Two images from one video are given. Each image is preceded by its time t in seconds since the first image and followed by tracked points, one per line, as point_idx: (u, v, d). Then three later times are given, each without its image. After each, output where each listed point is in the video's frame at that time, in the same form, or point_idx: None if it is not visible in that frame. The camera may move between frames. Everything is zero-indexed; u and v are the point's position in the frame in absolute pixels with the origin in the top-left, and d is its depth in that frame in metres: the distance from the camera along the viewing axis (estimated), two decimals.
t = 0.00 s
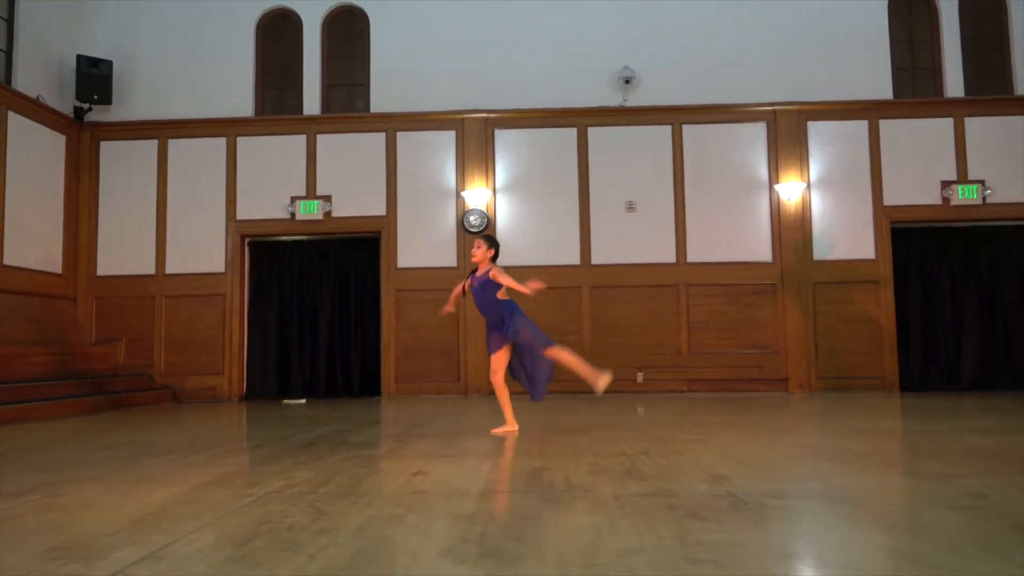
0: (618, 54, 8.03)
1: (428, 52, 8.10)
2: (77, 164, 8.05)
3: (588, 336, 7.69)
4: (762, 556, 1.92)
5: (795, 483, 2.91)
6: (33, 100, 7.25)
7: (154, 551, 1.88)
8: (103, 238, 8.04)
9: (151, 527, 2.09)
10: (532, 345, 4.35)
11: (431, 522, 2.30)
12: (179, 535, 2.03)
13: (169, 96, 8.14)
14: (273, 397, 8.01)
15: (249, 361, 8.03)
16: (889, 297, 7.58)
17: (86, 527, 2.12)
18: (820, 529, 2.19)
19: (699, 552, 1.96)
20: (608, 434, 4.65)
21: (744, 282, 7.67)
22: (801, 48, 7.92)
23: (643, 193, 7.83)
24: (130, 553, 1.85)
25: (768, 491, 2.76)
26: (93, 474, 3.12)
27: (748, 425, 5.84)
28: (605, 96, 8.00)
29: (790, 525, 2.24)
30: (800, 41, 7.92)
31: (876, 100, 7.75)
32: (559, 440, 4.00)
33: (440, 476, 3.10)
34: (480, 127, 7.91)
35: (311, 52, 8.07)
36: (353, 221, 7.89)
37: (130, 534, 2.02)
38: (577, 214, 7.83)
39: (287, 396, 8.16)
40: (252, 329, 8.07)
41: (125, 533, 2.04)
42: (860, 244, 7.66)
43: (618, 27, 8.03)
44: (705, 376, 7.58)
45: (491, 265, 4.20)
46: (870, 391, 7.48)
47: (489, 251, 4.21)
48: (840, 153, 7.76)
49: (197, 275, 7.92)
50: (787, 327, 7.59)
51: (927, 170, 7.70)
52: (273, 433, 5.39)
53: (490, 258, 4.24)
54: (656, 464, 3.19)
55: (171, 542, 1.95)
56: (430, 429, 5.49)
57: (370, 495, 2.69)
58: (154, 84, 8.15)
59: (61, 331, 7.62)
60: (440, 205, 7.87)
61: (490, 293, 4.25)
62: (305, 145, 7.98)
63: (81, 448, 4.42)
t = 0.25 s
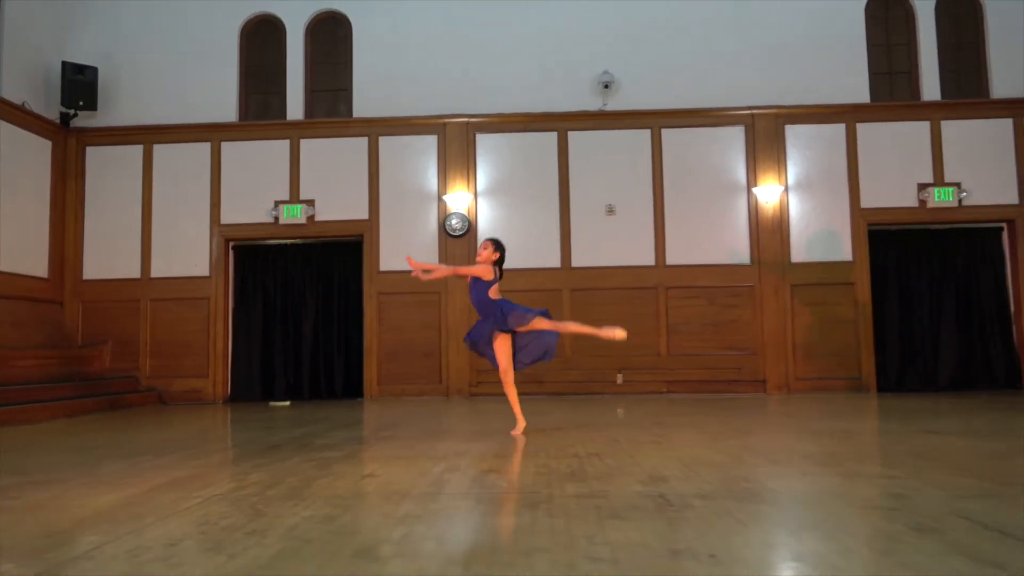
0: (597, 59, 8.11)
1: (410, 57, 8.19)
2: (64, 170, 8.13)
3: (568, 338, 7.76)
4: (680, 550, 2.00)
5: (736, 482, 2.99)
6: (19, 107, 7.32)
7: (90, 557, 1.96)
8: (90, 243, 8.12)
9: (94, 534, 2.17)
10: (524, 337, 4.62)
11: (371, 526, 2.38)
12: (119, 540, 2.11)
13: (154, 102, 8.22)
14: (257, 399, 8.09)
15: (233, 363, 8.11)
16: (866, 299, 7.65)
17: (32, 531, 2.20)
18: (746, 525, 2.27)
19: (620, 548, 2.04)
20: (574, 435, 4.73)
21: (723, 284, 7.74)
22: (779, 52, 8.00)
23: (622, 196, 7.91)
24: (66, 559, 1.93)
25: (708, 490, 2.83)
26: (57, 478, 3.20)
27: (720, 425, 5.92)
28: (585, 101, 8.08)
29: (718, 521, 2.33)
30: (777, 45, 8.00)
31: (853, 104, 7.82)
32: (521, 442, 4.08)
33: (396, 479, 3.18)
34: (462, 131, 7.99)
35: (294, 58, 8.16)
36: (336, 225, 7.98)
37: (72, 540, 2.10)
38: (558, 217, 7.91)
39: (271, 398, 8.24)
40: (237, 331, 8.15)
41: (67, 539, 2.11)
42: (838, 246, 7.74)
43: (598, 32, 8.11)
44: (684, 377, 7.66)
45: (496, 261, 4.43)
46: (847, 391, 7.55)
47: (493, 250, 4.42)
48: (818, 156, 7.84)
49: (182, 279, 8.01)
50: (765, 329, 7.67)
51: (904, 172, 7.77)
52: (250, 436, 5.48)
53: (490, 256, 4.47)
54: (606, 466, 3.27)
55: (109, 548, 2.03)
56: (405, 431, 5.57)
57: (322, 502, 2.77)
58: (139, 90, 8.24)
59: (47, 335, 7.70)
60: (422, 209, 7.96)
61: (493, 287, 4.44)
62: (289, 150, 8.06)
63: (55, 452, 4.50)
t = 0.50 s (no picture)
0: (578, 63, 8.19)
1: (393, 61, 8.26)
2: (50, 173, 8.21)
3: (548, 339, 7.84)
4: (599, 546, 2.08)
5: (680, 479, 3.07)
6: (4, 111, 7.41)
7: (31, 562, 2.04)
8: (76, 245, 8.21)
9: (41, 538, 2.25)
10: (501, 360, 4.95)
11: (316, 525, 2.47)
12: (64, 544, 2.19)
13: (140, 106, 8.31)
14: (242, 399, 8.17)
15: (218, 364, 8.20)
16: (844, 300, 7.73)
17: None
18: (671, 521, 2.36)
19: (544, 545, 2.13)
20: (541, 435, 4.81)
21: (701, 286, 7.82)
22: (758, 55, 8.08)
23: (603, 198, 7.99)
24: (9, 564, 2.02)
25: (650, 487, 2.91)
26: (21, 481, 3.28)
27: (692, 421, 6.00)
28: (566, 104, 8.15)
29: (646, 518, 2.41)
30: (756, 48, 8.08)
31: (830, 107, 7.90)
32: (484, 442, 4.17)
33: (351, 480, 3.26)
34: (444, 134, 8.07)
35: (278, 61, 8.24)
36: (319, 227, 8.06)
37: (19, 545, 2.18)
38: (540, 219, 7.99)
39: (256, 398, 8.32)
40: (222, 332, 8.24)
41: (15, 544, 2.20)
42: (816, 248, 7.82)
43: (579, 35, 8.19)
44: (663, 378, 7.74)
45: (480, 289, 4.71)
46: (824, 391, 7.63)
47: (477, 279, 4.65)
48: (796, 159, 7.91)
49: (168, 281, 8.10)
50: (743, 330, 7.75)
51: (882, 175, 7.85)
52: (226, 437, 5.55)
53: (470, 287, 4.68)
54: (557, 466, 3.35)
55: (51, 552, 2.11)
56: (380, 431, 5.65)
57: (274, 501, 2.86)
58: (125, 95, 8.32)
59: (34, 337, 7.78)
60: (404, 211, 8.04)
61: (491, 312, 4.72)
62: (273, 153, 8.14)
63: (30, 452, 4.58)
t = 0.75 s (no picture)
0: (562, 64, 8.24)
1: (378, 62, 8.32)
2: (38, 173, 8.27)
3: (532, 338, 7.89)
4: (528, 518, 2.13)
5: (634, 466, 3.11)
6: None
7: None
8: (63, 245, 8.27)
9: None
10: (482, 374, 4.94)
11: (261, 504, 2.52)
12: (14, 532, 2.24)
13: (126, 107, 8.36)
14: (228, 399, 8.22)
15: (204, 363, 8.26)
16: (825, 300, 7.77)
17: None
18: (606, 498, 2.41)
19: (473, 515, 2.18)
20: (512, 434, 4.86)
21: (683, 286, 7.87)
22: (741, 56, 8.13)
23: (586, 199, 8.04)
24: None
25: (602, 474, 2.96)
26: None
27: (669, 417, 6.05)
28: (550, 105, 8.20)
29: (583, 496, 2.46)
30: (739, 50, 8.13)
31: (812, 108, 7.95)
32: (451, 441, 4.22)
33: (311, 468, 3.31)
34: (428, 135, 8.13)
35: (264, 63, 8.31)
36: (304, 227, 8.11)
37: None
38: (523, 220, 8.04)
39: (242, 398, 8.36)
40: (208, 332, 8.29)
41: None
42: (797, 248, 7.86)
43: (562, 37, 8.25)
44: (646, 377, 7.79)
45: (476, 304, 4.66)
46: (805, 391, 7.67)
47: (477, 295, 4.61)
48: (778, 160, 7.96)
49: (154, 280, 8.16)
50: (725, 329, 7.80)
51: (863, 176, 7.90)
52: (205, 436, 5.60)
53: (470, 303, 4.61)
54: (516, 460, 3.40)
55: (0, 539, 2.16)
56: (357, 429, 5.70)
57: (228, 487, 2.91)
58: (112, 96, 8.38)
59: (21, 336, 7.84)
60: (389, 212, 8.10)
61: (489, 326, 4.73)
62: (258, 154, 8.20)
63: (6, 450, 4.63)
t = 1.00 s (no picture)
0: (549, 64, 8.23)
1: (366, 62, 8.31)
2: (25, 172, 8.27)
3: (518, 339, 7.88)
4: (471, 520, 2.14)
5: (596, 465, 3.11)
6: None
7: None
8: (50, 244, 8.27)
9: None
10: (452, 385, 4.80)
11: (212, 499, 2.51)
12: None
13: (113, 106, 8.37)
14: (214, 398, 8.22)
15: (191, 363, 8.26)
16: (811, 300, 7.76)
17: None
18: (556, 499, 2.41)
19: (417, 517, 2.18)
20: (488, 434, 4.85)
21: (669, 286, 7.86)
22: (728, 56, 8.12)
23: (572, 199, 8.04)
24: None
25: (562, 473, 2.96)
26: None
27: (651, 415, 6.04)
28: (537, 105, 8.20)
29: (534, 495, 2.47)
30: (726, 50, 8.12)
31: (798, 109, 7.94)
32: (424, 441, 4.21)
33: (273, 463, 3.31)
34: (415, 134, 8.13)
35: (251, 62, 8.31)
36: (291, 226, 8.11)
37: None
38: (509, 220, 8.04)
39: (228, 397, 8.36)
40: (194, 331, 8.29)
41: None
42: (783, 249, 7.85)
43: (549, 37, 8.24)
44: (631, 378, 7.78)
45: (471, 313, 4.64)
46: (791, 392, 7.66)
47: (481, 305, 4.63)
48: (764, 160, 7.95)
49: (140, 279, 8.15)
50: (711, 330, 7.79)
51: (850, 177, 7.89)
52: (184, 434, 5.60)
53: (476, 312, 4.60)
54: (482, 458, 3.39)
55: None
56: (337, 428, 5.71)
57: (186, 481, 2.91)
58: (99, 94, 8.38)
59: (7, 334, 7.84)
60: (375, 211, 8.09)
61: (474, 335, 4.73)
62: (245, 153, 8.20)
63: None
